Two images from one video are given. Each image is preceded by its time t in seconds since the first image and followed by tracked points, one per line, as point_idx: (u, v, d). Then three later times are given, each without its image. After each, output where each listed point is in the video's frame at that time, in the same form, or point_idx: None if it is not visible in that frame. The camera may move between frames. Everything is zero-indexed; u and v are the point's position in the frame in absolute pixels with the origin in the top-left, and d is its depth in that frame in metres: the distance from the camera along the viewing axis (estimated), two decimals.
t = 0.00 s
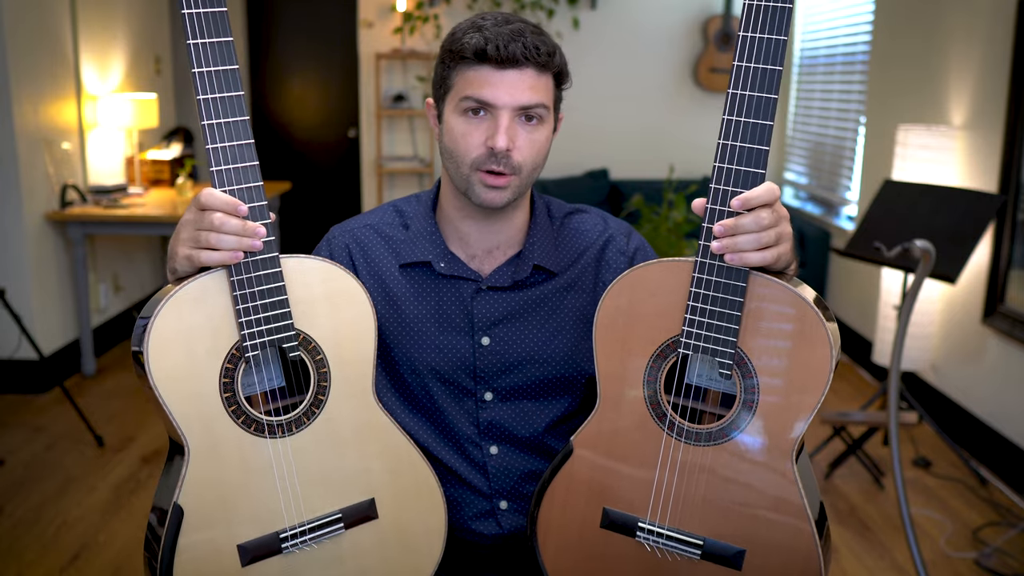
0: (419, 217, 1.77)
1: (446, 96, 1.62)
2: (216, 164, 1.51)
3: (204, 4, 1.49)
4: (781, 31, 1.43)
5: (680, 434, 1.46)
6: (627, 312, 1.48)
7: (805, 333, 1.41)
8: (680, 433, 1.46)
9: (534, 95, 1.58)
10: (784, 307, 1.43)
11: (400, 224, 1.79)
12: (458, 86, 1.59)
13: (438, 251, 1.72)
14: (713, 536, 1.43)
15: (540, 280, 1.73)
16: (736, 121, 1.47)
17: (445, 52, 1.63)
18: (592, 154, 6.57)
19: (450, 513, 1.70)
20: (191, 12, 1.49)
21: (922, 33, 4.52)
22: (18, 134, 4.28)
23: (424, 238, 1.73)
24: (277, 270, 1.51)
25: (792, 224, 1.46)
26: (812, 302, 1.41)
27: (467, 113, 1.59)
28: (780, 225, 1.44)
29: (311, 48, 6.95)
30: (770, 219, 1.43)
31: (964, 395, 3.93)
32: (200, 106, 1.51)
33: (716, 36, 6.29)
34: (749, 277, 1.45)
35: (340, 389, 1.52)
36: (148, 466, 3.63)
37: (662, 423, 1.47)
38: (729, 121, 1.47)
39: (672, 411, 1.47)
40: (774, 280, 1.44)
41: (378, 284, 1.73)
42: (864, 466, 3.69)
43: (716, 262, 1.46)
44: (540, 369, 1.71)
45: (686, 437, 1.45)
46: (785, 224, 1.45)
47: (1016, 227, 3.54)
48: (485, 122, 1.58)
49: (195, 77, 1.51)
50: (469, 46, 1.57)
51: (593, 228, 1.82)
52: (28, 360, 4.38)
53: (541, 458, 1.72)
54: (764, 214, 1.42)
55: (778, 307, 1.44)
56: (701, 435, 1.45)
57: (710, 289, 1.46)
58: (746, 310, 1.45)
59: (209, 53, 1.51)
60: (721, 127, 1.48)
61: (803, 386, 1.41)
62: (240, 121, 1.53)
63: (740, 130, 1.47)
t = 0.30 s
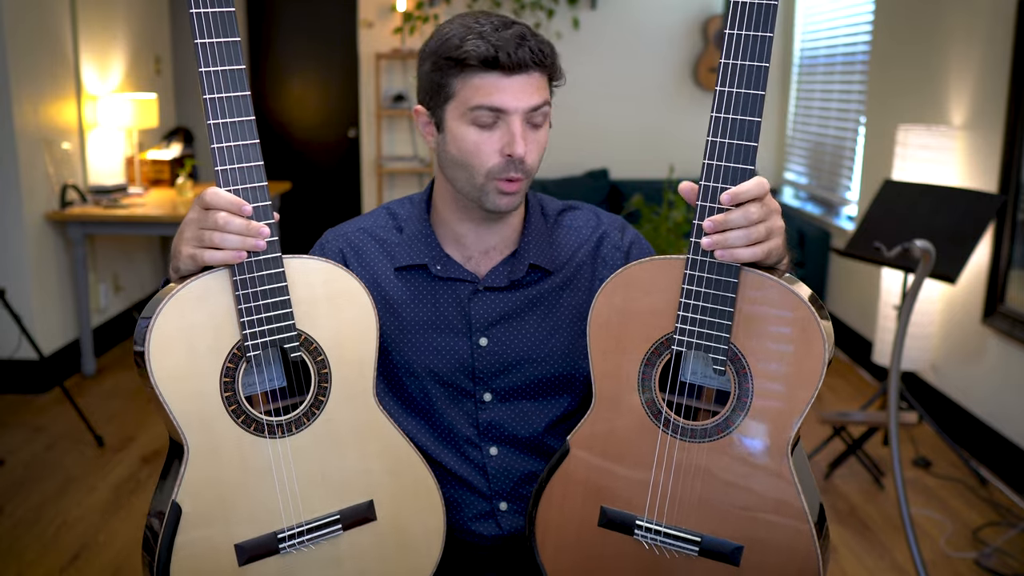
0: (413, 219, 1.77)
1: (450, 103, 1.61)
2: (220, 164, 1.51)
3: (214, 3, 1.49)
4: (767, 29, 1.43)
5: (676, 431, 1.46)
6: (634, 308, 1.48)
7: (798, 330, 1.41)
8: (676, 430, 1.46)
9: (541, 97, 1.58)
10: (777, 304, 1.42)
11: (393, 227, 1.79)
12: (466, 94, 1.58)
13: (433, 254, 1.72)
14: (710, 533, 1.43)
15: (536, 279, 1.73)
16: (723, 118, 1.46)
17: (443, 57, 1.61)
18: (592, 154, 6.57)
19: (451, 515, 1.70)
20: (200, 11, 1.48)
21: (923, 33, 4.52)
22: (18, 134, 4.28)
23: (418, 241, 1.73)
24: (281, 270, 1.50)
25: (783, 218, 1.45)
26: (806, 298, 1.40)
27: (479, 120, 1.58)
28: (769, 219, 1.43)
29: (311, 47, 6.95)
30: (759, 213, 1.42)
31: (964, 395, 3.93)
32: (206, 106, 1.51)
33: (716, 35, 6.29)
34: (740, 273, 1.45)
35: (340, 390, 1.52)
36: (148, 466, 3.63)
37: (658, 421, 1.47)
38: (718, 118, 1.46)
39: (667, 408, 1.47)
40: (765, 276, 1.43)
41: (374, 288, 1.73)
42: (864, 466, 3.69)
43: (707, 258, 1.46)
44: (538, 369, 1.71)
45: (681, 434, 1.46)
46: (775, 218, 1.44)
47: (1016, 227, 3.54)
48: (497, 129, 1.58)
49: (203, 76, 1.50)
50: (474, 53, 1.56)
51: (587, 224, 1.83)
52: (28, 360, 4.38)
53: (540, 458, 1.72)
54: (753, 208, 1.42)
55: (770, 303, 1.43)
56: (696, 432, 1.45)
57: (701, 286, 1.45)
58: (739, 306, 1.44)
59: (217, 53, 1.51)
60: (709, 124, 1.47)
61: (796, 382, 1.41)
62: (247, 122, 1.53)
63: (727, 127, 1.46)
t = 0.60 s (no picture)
0: (409, 220, 1.77)
1: (455, 120, 1.61)
2: (220, 164, 1.51)
3: (215, 3, 1.49)
4: (765, 27, 1.42)
5: (669, 417, 1.45)
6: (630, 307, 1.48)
7: (790, 319, 1.39)
8: (669, 416, 1.45)
9: (541, 99, 1.59)
10: (773, 294, 1.41)
11: (389, 229, 1.78)
12: (471, 110, 1.58)
13: (434, 253, 1.72)
14: (701, 519, 1.43)
15: (537, 272, 1.74)
16: (723, 113, 1.44)
17: (440, 77, 1.60)
18: (593, 154, 6.57)
19: (444, 513, 1.71)
20: (202, 11, 1.49)
21: (922, 33, 4.52)
22: (18, 133, 4.28)
23: (418, 241, 1.73)
24: (278, 272, 1.50)
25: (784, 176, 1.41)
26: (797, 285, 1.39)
27: (489, 134, 1.58)
28: (771, 177, 1.40)
29: (311, 48, 6.95)
30: (760, 168, 1.39)
31: (964, 396, 3.92)
32: (207, 106, 1.51)
33: (716, 36, 6.29)
34: (736, 261, 1.43)
35: (337, 392, 1.52)
36: (147, 466, 3.63)
37: (653, 407, 1.46)
38: (717, 113, 1.45)
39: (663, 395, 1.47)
40: (761, 266, 1.42)
41: (374, 289, 1.72)
42: (863, 466, 3.69)
43: (705, 245, 1.44)
44: (542, 361, 1.71)
45: (675, 420, 1.45)
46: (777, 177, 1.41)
47: (1016, 227, 3.54)
48: (507, 140, 1.58)
49: (204, 76, 1.51)
50: (475, 70, 1.55)
51: (577, 215, 1.85)
52: (28, 360, 4.38)
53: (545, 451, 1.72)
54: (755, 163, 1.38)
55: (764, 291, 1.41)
56: (689, 418, 1.44)
57: (699, 273, 1.44)
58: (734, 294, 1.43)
59: (219, 54, 1.51)
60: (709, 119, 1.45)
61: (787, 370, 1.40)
62: (247, 122, 1.53)
63: (726, 122, 1.44)
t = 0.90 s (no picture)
0: (407, 219, 1.77)
1: (439, 127, 1.61)
2: (217, 165, 1.50)
3: (211, 4, 1.49)
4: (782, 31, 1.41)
5: (665, 403, 1.45)
6: (630, 307, 1.48)
7: (788, 309, 1.41)
8: (665, 401, 1.45)
9: (523, 102, 1.58)
10: (771, 283, 1.42)
11: (387, 228, 1.78)
12: (452, 117, 1.59)
13: (432, 250, 1.72)
14: (690, 504, 1.42)
15: (535, 268, 1.74)
16: (736, 111, 1.44)
17: (421, 85, 1.61)
18: (592, 154, 6.57)
19: (444, 512, 1.71)
20: (198, 12, 1.49)
21: (923, 33, 4.52)
22: (18, 134, 4.28)
23: (416, 238, 1.73)
24: (277, 273, 1.50)
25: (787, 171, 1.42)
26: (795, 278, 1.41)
27: (472, 139, 1.59)
28: (770, 164, 1.41)
29: (311, 48, 6.95)
30: (756, 154, 1.40)
31: (964, 396, 3.92)
32: (204, 107, 1.51)
33: (716, 35, 6.29)
34: (740, 253, 1.45)
35: (336, 393, 1.51)
36: (147, 466, 3.62)
37: (649, 392, 1.46)
38: (730, 110, 1.44)
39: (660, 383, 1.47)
40: (764, 258, 1.44)
41: (373, 287, 1.72)
42: (864, 467, 3.69)
43: (710, 235, 1.46)
44: (542, 354, 1.72)
45: (670, 406, 1.45)
46: (779, 166, 1.42)
47: (1016, 227, 3.54)
48: (491, 144, 1.58)
49: (201, 77, 1.51)
50: (453, 78, 1.55)
51: (572, 210, 1.86)
52: (28, 360, 4.38)
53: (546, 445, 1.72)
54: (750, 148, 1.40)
55: (764, 282, 1.43)
56: (686, 404, 1.44)
57: (703, 262, 1.45)
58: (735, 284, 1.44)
59: (215, 55, 1.51)
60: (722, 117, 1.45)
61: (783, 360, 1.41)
62: (246, 124, 1.53)
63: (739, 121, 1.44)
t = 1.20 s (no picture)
0: (407, 216, 1.77)
1: (427, 104, 1.62)
2: (195, 168, 1.51)
3: (187, 8, 1.50)
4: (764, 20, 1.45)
5: (680, 329, 1.45)
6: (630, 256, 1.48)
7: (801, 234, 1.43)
8: (680, 327, 1.46)
9: (516, 92, 1.58)
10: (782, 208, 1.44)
11: (387, 226, 1.78)
12: (440, 94, 1.59)
13: (431, 246, 1.72)
14: (714, 430, 1.43)
15: (534, 264, 1.74)
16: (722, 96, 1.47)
17: (421, 62, 1.62)
18: (593, 154, 6.57)
19: (440, 508, 1.72)
20: (173, 17, 1.50)
21: (923, 34, 4.52)
22: (18, 133, 4.28)
23: (415, 235, 1.73)
24: (257, 273, 1.50)
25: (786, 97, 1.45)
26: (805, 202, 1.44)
27: (454, 119, 1.59)
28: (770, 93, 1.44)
29: (311, 48, 6.95)
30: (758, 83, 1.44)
31: (964, 396, 3.92)
32: (180, 110, 1.51)
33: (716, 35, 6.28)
34: (745, 180, 1.46)
35: (322, 391, 1.52)
36: (147, 466, 3.62)
37: (661, 320, 1.46)
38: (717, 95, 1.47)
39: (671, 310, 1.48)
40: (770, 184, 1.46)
41: (372, 284, 1.72)
42: (863, 467, 3.69)
43: (716, 163, 1.47)
44: (542, 349, 1.72)
45: (685, 331, 1.45)
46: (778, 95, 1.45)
47: (1016, 227, 3.54)
48: (472, 127, 1.59)
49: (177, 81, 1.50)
50: (445, 56, 1.56)
51: (572, 208, 1.86)
52: (28, 360, 4.38)
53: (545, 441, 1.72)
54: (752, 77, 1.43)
55: (774, 207, 1.45)
56: (701, 330, 1.45)
57: (708, 191, 1.46)
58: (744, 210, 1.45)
59: (191, 58, 1.51)
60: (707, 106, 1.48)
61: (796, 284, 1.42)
62: (222, 125, 1.53)
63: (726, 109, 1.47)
